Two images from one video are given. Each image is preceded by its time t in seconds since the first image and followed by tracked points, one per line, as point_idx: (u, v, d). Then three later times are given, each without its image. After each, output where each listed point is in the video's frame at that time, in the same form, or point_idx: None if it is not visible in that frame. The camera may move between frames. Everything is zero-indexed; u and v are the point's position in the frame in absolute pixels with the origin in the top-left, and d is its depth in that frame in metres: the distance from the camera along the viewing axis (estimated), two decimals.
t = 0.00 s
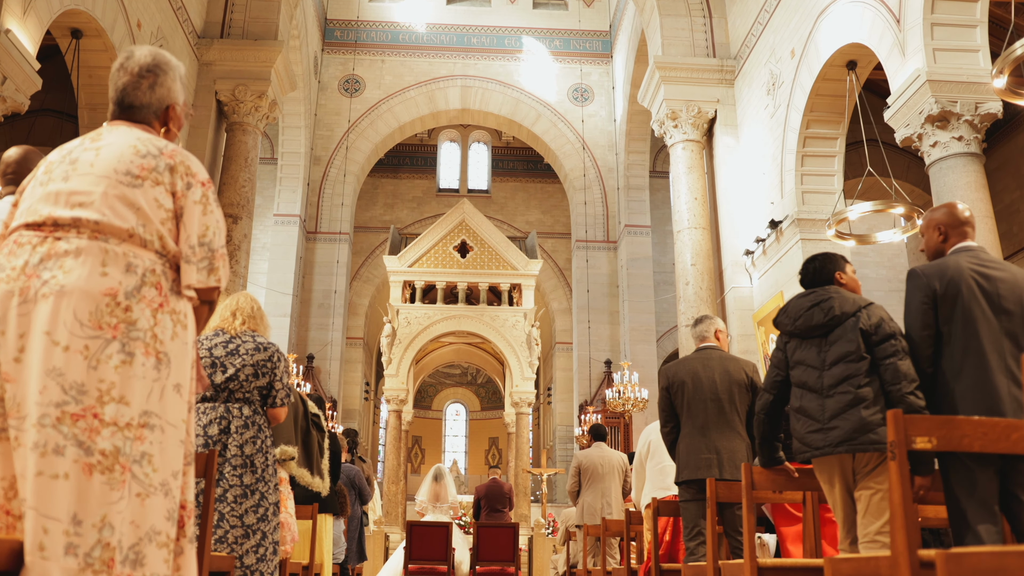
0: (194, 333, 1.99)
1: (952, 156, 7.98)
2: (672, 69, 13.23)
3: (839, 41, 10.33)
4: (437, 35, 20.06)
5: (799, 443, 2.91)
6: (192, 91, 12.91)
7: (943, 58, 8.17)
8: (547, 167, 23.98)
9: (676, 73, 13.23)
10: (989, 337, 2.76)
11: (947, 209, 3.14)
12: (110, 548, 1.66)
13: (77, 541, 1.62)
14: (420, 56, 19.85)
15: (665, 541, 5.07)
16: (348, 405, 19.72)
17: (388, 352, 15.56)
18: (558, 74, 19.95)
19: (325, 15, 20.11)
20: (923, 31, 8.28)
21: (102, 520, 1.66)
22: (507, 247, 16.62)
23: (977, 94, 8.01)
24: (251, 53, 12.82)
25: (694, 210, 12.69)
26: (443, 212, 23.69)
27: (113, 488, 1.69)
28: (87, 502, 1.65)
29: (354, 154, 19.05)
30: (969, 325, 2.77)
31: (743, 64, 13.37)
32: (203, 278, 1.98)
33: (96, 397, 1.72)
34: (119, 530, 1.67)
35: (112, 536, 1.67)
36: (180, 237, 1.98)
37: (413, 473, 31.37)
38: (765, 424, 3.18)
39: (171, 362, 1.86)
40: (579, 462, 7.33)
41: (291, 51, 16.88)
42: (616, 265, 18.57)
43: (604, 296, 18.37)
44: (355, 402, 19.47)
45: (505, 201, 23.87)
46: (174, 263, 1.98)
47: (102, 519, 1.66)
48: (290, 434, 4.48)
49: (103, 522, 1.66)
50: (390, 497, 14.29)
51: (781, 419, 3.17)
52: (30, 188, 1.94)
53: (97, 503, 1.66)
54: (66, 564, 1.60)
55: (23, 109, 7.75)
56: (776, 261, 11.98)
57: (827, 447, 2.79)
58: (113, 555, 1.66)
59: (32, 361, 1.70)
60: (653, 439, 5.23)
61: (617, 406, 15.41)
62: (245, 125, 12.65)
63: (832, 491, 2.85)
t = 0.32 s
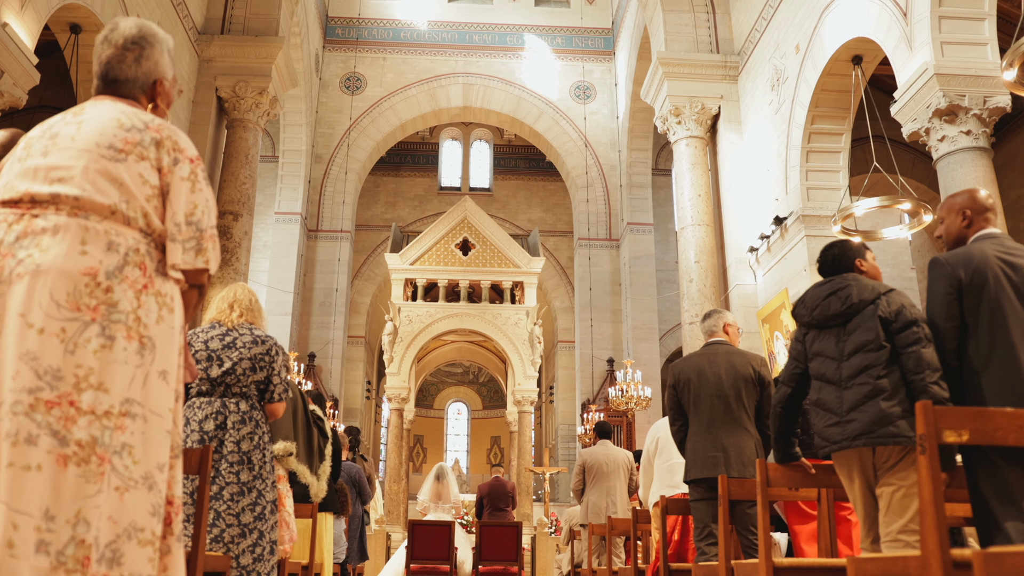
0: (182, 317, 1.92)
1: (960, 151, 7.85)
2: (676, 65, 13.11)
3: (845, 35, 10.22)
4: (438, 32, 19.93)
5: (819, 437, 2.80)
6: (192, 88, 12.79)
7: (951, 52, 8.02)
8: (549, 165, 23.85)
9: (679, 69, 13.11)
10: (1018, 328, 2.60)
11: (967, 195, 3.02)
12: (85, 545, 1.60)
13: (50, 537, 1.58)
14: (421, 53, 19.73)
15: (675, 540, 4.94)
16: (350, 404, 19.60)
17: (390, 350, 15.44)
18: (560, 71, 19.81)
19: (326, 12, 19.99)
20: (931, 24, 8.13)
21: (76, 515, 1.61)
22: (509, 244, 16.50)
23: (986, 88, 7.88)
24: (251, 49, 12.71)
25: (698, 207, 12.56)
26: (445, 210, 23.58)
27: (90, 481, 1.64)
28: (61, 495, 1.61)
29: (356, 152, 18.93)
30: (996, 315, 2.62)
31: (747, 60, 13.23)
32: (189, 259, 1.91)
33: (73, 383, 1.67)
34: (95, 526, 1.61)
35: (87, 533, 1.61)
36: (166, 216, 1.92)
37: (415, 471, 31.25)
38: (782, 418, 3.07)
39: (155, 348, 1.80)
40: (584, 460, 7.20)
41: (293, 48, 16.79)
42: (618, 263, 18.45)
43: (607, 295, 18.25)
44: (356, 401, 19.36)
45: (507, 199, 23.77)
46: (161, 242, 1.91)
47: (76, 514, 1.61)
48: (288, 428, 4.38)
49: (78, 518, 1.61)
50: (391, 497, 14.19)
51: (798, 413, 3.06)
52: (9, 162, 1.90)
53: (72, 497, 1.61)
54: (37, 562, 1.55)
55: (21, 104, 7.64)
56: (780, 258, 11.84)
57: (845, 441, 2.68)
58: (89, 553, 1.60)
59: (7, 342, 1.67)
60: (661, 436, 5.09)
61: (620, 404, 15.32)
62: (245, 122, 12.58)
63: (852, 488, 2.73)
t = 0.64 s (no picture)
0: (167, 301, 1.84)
1: (967, 145, 7.71)
2: (678, 62, 13.00)
3: (850, 30, 10.10)
4: (440, 30, 19.81)
5: (839, 432, 2.69)
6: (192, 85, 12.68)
7: (957, 46, 7.91)
8: (551, 163, 23.74)
9: (682, 66, 13.00)
10: None
11: (987, 178, 2.92)
12: (59, 541, 1.52)
13: (23, 532, 1.49)
14: (423, 51, 19.62)
15: (681, 539, 4.82)
16: (351, 403, 19.51)
17: (391, 348, 15.34)
18: (561, 69, 19.70)
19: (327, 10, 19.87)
20: (937, 18, 8.00)
21: (51, 509, 1.53)
22: (511, 242, 16.38)
23: (993, 82, 7.76)
24: (252, 46, 12.61)
25: (701, 204, 12.44)
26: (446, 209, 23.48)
27: (66, 472, 1.56)
28: (35, 488, 1.52)
29: (357, 151, 18.83)
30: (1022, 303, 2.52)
31: (750, 56, 13.12)
32: (176, 239, 1.83)
33: (49, 367, 1.58)
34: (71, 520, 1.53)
35: (62, 527, 1.53)
36: (151, 192, 1.83)
37: (416, 471, 31.15)
38: (796, 412, 2.96)
39: (138, 331, 1.72)
40: (587, 457, 7.09)
41: (293, 46, 16.70)
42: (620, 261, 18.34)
43: (609, 293, 18.15)
44: (357, 400, 19.26)
45: (509, 197, 23.67)
46: (145, 220, 1.82)
47: (51, 508, 1.53)
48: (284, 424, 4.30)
49: (53, 511, 1.53)
50: (393, 496, 14.10)
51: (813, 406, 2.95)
52: None
53: (47, 489, 1.53)
54: (8, 560, 1.47)
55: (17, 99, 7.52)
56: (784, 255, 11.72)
57: (867, 433, 2.56)
58: (64, 549, 1.52)
59: None
60: (668, 431, 4.99)
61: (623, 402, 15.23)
62: (245, 119, 12.51)
63: (872, 482, 2.62)
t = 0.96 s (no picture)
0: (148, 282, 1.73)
1: (974, 139, 7.58)
2: (680, 58, 12.89)
3: (854, 24, 9.97)
4: (440, 27, 19.69)
5: (859, 425, 2.58)
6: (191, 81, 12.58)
7: (964, 39, 7.75)
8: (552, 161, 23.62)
9: (684, 62, 12.90)
10: None
11: (1011, 161, 2.81)
12: (26, 539, 1.42)
13: None
14: (423, 49, 19.50)
15: (687, 537, 4.71)
16: (352, 402, 19.41)
17: (392, 346, 15.24)
18: (563, 67, 19.58)
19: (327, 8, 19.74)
20: (943, 10, 7.84)
21: (18, 503, 1.43)
22: (513, 240, 16.25)
23: (1000, 75, 7.61)
24: (252, 42, 12.52)
25: (704, 201, 12.32)
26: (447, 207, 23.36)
27: (34, 465, 1.46)
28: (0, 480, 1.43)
29: (357, 149, 18.72)
30: None
31: (753, 52, 12.99)
32: (157, 216, 1.73)
33: (16, 350, 1.48)
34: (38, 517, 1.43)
35: (29, 523, 1.43)
36: (131, 166, 1.73)
37: (417, 470, 31.07)
38: (812, 406, 2.85)
39: (114, 313, 1.62)
40: (590, 455, 6.95)
41: (293, 43, 16.59)
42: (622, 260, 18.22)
43: (610, 292, 18.04)
44: (358, 399, 19.16)
45: (510, 195, 23.55)
46: (124, 196, 1.72)
47: (18, 502, 1.43)
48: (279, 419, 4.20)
49: (20, 506, 1.43)
50: (394, 495, 13.99)
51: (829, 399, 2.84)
52: None
53: (15, 482, 1.44)
54: None
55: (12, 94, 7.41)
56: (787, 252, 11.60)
57: (891, 426, 2.45)
58: (31, 547, 1.42)
59: None
60: (673, 427, 4.87)
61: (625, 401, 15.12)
62: (245, 115, 12.43)
63: (893, 478, 2.51)
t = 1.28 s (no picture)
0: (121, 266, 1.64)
1: (981, 134, 7.42)
2: (683, 54, 12.75)
3: (859, 19, 9.84)
4: (441, 25, 19.56)
5: (883, 419, 2.48)
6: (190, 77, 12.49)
7: (971, 32, 7.59)
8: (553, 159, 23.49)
9: (687, 58, 12.76)
10: None
11: None
12: None
13: None
14: (424, 46, 19.37)
15: (693, 538, 4.55)
16: (352, 401, 19.30)
17: (393, 345, 15.13)
18: (564, 64, 19.45)
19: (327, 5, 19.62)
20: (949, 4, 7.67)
21: None
22: (513, 238, 16.13)
23: (1008, 69, 7.43)
24: (251, 38, 12.40)
25: (706, 198, 12.20)
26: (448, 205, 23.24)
27: None
28: None
29: (357, 147, 18.60)
30: None
31: (756, 48, 12.85)
32: (132, 194, 1.64)
33: None
34: None
35: None
36: (104, 139, 1.64)
37: (418, 469, 31.00)
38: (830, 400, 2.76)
39: (84, 298, 1.53)
40: (593, 453, 6.84)
41: (293, 40, 16.47)
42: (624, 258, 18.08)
43: (612, 290, 17.92)
44: (358, 398, 19.04)
45: (511, 194, 23.43)
46: (96, 170, 1.62)
47: None
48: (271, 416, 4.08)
49: None
50: (394, 495, 13.88)
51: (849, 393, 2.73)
52: None
53: None
54: None
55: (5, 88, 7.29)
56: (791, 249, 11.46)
57: (921, 421, 2.34)
58: None
59: None
60: (679, 425, 4.74)
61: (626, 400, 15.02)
62: (244, 112, 12.32)
63: (919, 478, 2.40)
